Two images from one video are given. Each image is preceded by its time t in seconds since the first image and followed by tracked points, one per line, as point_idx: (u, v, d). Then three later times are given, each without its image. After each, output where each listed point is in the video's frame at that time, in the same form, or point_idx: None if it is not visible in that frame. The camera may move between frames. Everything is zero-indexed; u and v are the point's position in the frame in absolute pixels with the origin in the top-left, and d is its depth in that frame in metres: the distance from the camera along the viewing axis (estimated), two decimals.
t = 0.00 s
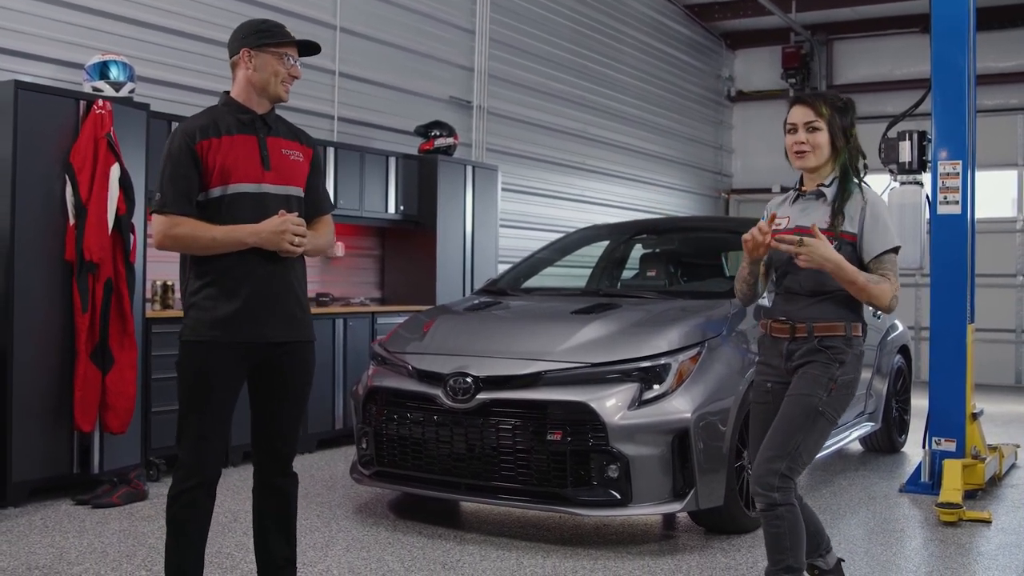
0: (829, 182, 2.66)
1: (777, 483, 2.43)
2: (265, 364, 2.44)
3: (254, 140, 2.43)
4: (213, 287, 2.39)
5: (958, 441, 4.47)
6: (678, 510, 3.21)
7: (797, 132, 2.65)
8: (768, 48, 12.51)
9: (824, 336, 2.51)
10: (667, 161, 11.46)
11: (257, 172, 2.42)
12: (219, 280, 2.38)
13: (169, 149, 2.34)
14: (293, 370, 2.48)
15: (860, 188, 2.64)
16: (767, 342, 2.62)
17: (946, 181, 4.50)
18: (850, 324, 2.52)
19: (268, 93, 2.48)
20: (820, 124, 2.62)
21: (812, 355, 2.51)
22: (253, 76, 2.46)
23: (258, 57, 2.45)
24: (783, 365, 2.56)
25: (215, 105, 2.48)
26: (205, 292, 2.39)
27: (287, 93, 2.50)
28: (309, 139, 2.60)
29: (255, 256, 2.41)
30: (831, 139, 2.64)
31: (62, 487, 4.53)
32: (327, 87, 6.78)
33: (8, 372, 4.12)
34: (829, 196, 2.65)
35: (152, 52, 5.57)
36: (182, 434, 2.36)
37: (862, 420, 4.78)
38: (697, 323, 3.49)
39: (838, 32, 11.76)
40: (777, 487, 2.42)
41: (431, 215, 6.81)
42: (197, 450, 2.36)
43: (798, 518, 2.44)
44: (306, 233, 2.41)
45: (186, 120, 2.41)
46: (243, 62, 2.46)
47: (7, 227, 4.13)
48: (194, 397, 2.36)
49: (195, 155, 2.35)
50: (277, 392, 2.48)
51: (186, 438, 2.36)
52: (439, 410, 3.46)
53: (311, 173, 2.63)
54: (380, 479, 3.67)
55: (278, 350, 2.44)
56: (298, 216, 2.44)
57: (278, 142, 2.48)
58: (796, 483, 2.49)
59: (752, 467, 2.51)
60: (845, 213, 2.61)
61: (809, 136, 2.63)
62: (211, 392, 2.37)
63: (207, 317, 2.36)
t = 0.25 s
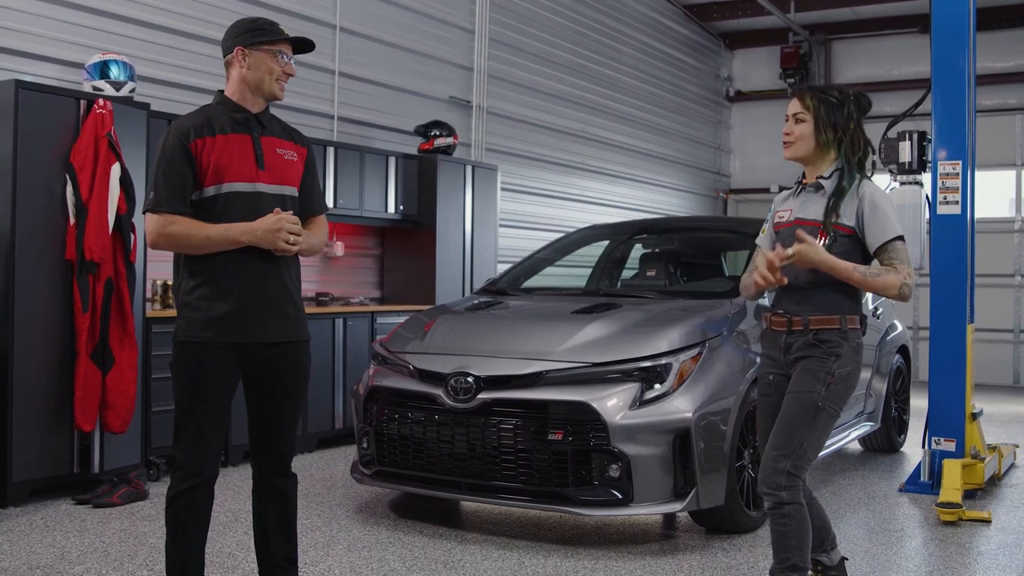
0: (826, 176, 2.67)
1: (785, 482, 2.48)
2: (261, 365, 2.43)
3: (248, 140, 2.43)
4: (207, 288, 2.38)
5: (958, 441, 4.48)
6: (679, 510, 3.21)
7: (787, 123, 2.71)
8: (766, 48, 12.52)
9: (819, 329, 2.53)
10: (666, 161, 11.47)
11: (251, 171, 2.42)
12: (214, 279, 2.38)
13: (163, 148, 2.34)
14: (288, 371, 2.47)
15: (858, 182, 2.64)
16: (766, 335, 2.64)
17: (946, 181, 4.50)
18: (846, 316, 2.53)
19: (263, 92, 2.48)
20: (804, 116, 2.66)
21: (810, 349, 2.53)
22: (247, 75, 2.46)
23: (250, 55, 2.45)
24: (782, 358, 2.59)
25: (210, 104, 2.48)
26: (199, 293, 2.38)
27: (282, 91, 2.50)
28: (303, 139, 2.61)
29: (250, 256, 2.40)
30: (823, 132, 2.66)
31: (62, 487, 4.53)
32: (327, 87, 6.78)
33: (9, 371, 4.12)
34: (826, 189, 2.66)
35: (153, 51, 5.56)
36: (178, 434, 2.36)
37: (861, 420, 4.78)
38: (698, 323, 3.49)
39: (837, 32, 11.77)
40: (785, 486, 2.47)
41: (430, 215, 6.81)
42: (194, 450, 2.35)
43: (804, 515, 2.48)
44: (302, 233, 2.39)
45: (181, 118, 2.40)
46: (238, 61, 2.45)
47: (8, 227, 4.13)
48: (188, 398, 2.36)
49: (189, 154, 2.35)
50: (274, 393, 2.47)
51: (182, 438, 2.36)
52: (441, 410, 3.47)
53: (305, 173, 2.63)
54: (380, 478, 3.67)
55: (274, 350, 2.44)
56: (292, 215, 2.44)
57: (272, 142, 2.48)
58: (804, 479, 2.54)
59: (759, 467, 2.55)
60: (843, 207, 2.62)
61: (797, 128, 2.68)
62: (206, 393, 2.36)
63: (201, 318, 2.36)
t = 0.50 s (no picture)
0: (817, 169, 2.71)
1: (795, 481, 2.54)
2: (247, 367, 2.43)
3: (236, 140, 2.42)
4: (192, 289, 2.37)
5: (950, 440, 4.50)
6: (674, 510, 3.22)
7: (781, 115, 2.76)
8: (759, 48, 12.54)
9: (809, 325, 2.62)
10: (658, 161, 11.49)
11: (239, 172, 2.42)
12: (200, 280, 2.37)
13: (149, 147, 2.33)
14: (275, 372, 2.46)
15: (846, 175, 2.66)
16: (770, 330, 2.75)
17: (939, 181, 4.52)
18: (837, 311, 2.60)
19: (251, 92, 2.47)
20: (797, 108, 2.71)
21: (806, 344, 2.62)
22: (235, 75, 2.45)
23: (238, 55, 2.43)
24: (782, 353, 2.69)
25: (196, 104, 2.46)
26: (184, 294, 2.37)
27: (271, 90, 2.50)
28: (289, 139, 2.60)
29: (237, 256, 2.40)
30: (813, 124, 2.70)
31: (55, 487, 4.52)
32: (320, 86, 6.78)
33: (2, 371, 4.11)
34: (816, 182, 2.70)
35: (147, 51, 5.56)
36: (167, 436, 2.36)
37: (854, 419, 4.80)
38: (692, 323, 3.50)
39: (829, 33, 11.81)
40: (795, 484, 2.53)
41: (424, 215, 6.81)
42: (183, 451, 2.35)
43: (814, 513, 2.53)
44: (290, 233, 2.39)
45: (168, 117, 2.39)
46: (225, 61, 2.44)
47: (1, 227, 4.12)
48: (176, 398, 2.36)
49: (175, 154, 2.34)
50: (261, 395, 2.46)
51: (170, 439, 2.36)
52: (435, 410, 3.47)
53: (292, 174, 2.62)
54: (375, 478, 3.68)
55: (260, 351, 2.43)
56: (280, 215, 2.43)
57: (259, 142, 2.47)
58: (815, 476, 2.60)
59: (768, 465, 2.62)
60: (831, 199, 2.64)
61: (791, 119, 2.72)
62: (193, 394, 2.36)
63: (186, 319, 2.35)
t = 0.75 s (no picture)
0: (810, 164, 2.73)
1: (798, 474, 2.57)
2: (230, 367, 2.42)
3: (219, 140, 2.41)
4: (174, 289, 2.36)
5: (939, 439, 4.53)
6: (664, 509, 3.24)
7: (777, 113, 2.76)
8: (747, 48, 12.59)
9: (807, 319, 2.64)
10: (646, 161, 11.51)
11: (222, 173, 2.41)
12: (182, 281, 2.35)
13: (132, 146, 2.32)
14: (258, 372, 2.46)
15: (838, 168, 2.68)
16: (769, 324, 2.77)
17: (927, 181, 4.55)
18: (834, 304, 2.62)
19: (235, 92, 2.47)
20: (794, 105, 2.71)
21: (804, 338, 2.65)
22: (220, 75, 2.44)
23: (223, 55, 2.43)
24: (780, 347, 2.72)
25: (179, 103, 2.45)
26: (165, 294, 2.36)
27: (255, 90, 2.49)
28: (271, 140, 2.60)
29: (220, 257, 2.39)
30: (808, 120, 2.71)
31: (43, 488, 4.50)
32: (309, 86, 6.76)
33: None
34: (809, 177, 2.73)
35: (136, 50, 5.54)
36: (152, 437, 2.35)
37: (843, 419, 4.83)
38: (681, 323, 3.51)
39: (817, 33, 11.86)
40: (798, 478, 2.56)
41: (413, 215, 6.81)
42: (168, 452, 2.35)
43: (817, 506, 2.57)
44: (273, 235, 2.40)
45: (150, 116, 2.38)
46: (209, 61, 2.43)
47: None
48: (160, 399, 2.35)
49: (158, 153, 2.33)
50: (244, 395, 2.45)
51: (155, 440, 2.35)
52: (426, 410, 3.47)
53: (273, 176, 2.62)
54: (366, 478, 3.67)
55: (243, 352, 2.42)
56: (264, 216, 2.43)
57: (242, 143, 2.47)
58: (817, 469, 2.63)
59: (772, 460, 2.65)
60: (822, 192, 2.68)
61: (788, 117, 2.72)
62: (177, 396, 2.35)
63: (168, 320, 2.34)
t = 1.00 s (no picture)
0: (805, 169, 2.74)
1: (795, 473, 2.58)
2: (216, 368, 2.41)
3: (206, 140, 2.41)
4: (159, 290, 2.35)
5: (928, 437, 4.55)
6: (655, 508, 3.25)
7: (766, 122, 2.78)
8: (735, 48, 12.63)
9: (807, 319, 2.66)
10: (636, 160, 11.53)
11: (208, 173, 2.41)
12: (168, 282, 2.35)
13: (118, 144, 2.31)
14: (244, 372, 2.45)
15: (833, 172, 2.69)
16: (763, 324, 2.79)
17: (916, 181, 4.57)
18: (833, 305, 2.65)
19: (222, 90, 2.46)
20: (781, 113, 2.73)
21: (802, 338, 2.66)
22: (206, 74, 2.43)
23: (208, 54, 2.42)
24: (775, 346, 2.73)
25: (164, 102, 2.45)
26: (151, 295, 2.35)
27: (242, 88, 2.48)
28: (256, 140, 2.60)
29: (208, 256, 2.38)
30: (797, 127, 2.73)
31: (32, 489, 4.48)
32: (298, 85, 6.75)
33: None
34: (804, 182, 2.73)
35: (127, 49, 5.52)
36: (140, 437, 2.35)
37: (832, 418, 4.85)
38: (672, 322, 3.53)
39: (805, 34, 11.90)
40: (796, 477, 2.57)
41: (404, 215, 6.81)
42: (158, 452, 2.34)
43: (813, 505, 2.59)
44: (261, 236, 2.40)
45: (137, 115, 2.37)
46: (195, 61, 2.42)
47: None
48: (148, 400, 2.35)
49: (146, 152, 2.32)
50: (231, 396, 2.45)
51: (144, 441, 2.35)
52: (418, 409, 3.47)
53: (258, 175, 2.61)
54: (357, 478, 3.67)
55: (229, 352, 2.42)
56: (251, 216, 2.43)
57: (228, 142, 2.47)
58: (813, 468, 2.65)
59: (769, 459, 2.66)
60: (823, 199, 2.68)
61: (777, 125, 2.75)
62: (165, 396, 2.35)
63: (154, 321, 2.33)
